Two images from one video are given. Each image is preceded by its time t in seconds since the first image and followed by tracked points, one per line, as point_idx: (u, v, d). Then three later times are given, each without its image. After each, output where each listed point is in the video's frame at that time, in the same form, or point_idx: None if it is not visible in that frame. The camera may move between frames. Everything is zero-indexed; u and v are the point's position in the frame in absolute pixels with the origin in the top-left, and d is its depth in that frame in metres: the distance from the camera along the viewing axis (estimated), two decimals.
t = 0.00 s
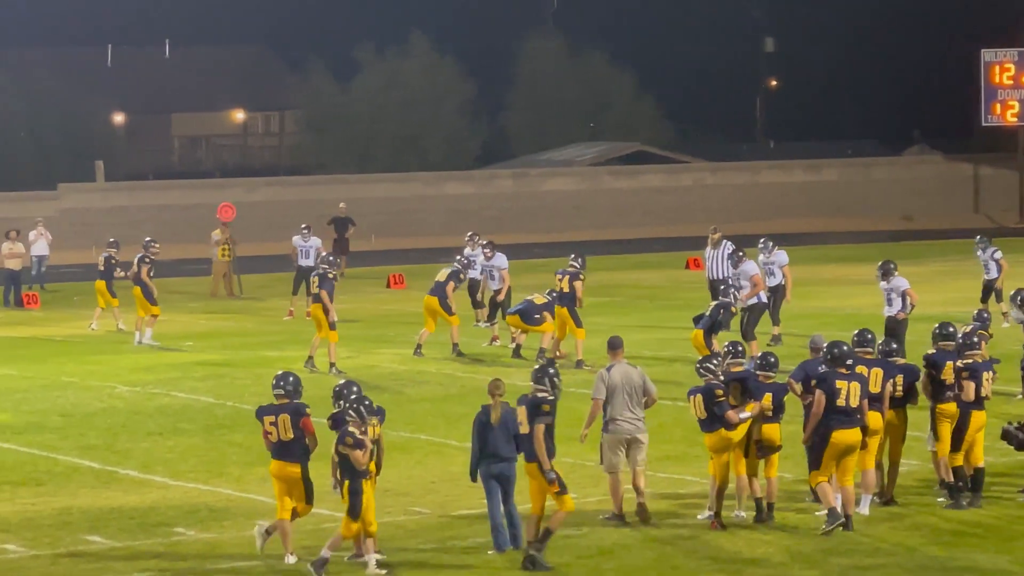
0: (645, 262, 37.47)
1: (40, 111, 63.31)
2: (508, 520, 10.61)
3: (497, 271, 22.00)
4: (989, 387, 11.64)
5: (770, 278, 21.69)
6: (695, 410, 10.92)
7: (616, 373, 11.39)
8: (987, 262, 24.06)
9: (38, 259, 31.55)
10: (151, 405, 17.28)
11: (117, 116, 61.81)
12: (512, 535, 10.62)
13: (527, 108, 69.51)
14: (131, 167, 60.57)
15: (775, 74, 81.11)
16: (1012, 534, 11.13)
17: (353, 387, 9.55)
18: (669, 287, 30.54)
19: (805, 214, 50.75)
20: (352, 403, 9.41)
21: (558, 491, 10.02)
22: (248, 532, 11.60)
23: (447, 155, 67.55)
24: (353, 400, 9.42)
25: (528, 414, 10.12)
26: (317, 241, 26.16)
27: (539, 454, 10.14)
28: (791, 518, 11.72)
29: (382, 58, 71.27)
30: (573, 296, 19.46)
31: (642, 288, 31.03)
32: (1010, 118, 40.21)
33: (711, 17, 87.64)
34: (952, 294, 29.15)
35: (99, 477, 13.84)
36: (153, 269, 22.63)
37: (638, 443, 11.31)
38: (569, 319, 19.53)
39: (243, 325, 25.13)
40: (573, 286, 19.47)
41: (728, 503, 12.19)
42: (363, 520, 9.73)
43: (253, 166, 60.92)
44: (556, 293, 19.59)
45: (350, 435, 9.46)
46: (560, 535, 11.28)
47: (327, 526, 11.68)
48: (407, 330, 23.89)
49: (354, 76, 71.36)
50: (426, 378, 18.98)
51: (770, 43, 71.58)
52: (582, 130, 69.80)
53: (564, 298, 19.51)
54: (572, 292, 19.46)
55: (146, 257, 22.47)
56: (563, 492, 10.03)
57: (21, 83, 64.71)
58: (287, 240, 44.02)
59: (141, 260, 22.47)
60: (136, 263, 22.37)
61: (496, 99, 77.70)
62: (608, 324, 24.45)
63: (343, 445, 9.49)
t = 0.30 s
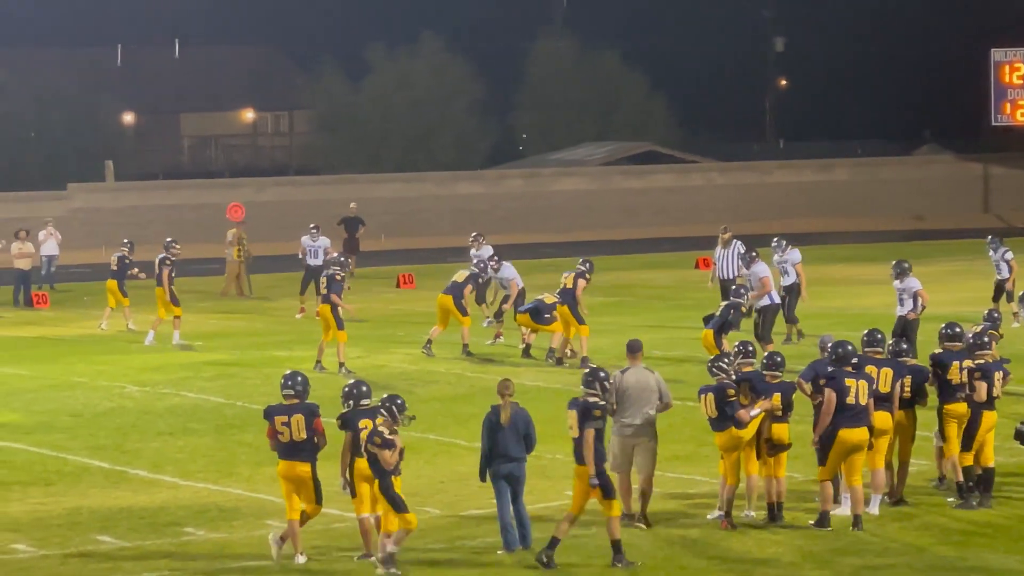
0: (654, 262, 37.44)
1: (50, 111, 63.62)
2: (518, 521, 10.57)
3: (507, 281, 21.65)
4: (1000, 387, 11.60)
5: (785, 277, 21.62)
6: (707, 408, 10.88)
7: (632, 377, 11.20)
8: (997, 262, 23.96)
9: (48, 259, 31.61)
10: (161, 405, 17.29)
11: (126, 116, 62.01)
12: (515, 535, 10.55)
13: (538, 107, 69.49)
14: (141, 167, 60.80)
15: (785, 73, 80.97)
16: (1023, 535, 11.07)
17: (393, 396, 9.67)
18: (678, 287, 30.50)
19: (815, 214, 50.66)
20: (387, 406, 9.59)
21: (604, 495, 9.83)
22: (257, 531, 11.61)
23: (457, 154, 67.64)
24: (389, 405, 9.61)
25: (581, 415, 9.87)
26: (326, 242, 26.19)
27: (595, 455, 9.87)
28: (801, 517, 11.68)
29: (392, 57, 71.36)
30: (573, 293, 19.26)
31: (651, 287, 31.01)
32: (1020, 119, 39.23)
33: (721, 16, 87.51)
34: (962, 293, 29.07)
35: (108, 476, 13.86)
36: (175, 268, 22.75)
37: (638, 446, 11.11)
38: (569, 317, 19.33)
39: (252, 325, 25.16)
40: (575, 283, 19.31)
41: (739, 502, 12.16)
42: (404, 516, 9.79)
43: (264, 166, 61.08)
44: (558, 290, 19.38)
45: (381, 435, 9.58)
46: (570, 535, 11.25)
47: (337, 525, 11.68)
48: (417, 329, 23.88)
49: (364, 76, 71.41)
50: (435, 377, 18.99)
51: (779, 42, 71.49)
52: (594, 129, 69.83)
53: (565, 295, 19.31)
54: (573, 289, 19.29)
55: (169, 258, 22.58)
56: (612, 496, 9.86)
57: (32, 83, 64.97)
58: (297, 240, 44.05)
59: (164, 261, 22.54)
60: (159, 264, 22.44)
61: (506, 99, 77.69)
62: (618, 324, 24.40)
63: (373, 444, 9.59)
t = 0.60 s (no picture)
0: (661, 262, 37.42)
1: (57, 111, 63.71)
2: (526, 520, 10.55)
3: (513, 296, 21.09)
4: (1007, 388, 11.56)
5: (797, 277, 21.52)
6: (716, 408, 10.88)
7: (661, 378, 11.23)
8: (1006, 264, 23.90)
9: (56, 258, 31.65)
10: (169, 404, 17.29)
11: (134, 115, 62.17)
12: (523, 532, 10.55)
13: (545, 107, 69.44)
14: (149, 166, 61.03)
15: (792, 73, 80.84)
16: None
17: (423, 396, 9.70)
18: (686, 286, 30.50)
19: (822, 213, 50.62)
20: (417, 407, 9.59)
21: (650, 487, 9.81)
22: (265, 531, 11.60)
23: (463, 152, 67.70)
24: (419, 405, 9.61)
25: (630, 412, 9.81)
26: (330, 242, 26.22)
27: (644, 448, 9.83)
28: (809, 516, 11.66)
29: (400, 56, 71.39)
30: (586, 294, 19.16)
31: (659, 287, 31.00)
32: None
33: (728, 16, 87.36)
34: (971, 292, 29.03)
35: (116, 475, 13.86)
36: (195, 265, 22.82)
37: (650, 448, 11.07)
38: (578, 317, 19.22)
39: (260, 324, 25.18)
40: (590, 286, 19.29)
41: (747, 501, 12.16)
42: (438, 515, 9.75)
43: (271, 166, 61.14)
44: (569, 290, 19.22)
45: (414, 436, 9.63)
46: (578, 535, 11.22)
47: (345, 524, 11.68)
48: (425, 328, 23.89)
49: (371, 76, 71.49)
50: (442, 377, 18.99)
51: (786, 42, 71.41)
52: (601, 129, 69.76)
53: (577, 294, 19.18)
54: (588, 291, 19.24)
55: (190, 256, 22.67)
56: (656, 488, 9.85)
57: (41, 83, 65.13)
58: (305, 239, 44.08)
59: (183, 259, 22.59)
60: (178, 262, 22.50)
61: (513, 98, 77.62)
62: (625, 323, 24.40)
63: (407, 445, 9.62)
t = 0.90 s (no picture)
0: (669, 260, 37.39)
1: (65, 110, 63.69)
2: (537, 517, 10.55)
3: (517, 301, 21.10)
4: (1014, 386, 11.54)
5: (808, 275, 21.46)
6: (725, 407, 10.83)
7: (649, 374, 11.11)
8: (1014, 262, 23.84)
9: (63, 256, 31.65)
10: (176, 403, 17.31)
11: (142, 113, 62.18)
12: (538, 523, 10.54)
13: (553, 104, 69.37)
14: (158, 165, 61.04)
15: (801, 72, 80.69)
16: None
17: (459, 392, 9.78)
18: (693, 284, 30.49)
19: (830, 211, 50.57)
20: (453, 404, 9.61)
21: (691, 493, 9.93)
22: (273, 529, 11.61)
23: (470, 151, 67.56)
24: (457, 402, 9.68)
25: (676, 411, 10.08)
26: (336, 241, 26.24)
27: (695, 449, 9.99)
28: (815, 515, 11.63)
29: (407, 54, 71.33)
30: (592, 293, 19.18)
31: (666, 285, 31.00)
32: None
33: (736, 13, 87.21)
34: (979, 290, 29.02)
35: (124, 474, 13.88)
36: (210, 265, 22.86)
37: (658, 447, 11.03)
38: (585, 316, 19.24)
39: (268, 323, 25.19)
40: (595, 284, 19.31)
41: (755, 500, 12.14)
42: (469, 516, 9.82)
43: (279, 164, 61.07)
44: (574, 290, 19.30)
45: (457, 431, 9.63)
46: (586, 534, 11.21)
47: (353, 523, 11.68)
48: (433, 327, 23.89)
49: (379, 75, 71.53)
50: (450, 375, 18.99)
51: (794, 40, 71.27)
52: (610, 126, 69.64)
53: (582, 294, 19.22)
54: (592, 289, 19.26)
55: (205, 256, 22.71)
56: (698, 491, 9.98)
57: (50, 83, 65.16)
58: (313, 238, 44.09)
59: (197, 260, 22.65)
60: (192, 262, 22.55)
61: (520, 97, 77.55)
62: (633, 322, 24.40)
63: (449, 440, 9.64)
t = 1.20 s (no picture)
0: (675, 258, 37.34)
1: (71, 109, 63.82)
2: (543, 515, 10.53)
3: (520, 298, 21.00)
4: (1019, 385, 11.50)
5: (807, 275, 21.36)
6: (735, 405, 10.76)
7: (648, 372, 10.96)
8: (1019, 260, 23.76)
9: (69, 255, 31.68)
10: (182, 401, 17.32)
11: (148, 113, 62.29)
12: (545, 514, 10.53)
13: (559, 104, 69.32)
14: (164, 163, 61.03)
15: (806, 70, 80.54)
16: None
17: (487, 389, 9.77)
18: (699, 283, 30.47)
19: (835, 210, 50.53)
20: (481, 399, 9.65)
21: (748, 477, 10.08)
22: (279, 528, 11.60)
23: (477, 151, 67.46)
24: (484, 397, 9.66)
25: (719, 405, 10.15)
26: (341, 240, 26.22)
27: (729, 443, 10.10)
28: (821, 513, 11.59)
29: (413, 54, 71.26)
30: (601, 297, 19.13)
31: (672, 283, 30.98)
32: None
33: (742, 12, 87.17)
34: (986, 289, 28.98)
35: (130, 472, 13.88)
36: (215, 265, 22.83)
37: (657, 446, 10.99)
38: (592, 318, 19.21)
39: (273, 321, 25.19)
40: (605, 289, 19.25)
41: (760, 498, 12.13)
42: (492, 512, 9.84)
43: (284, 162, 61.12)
44: (583, 291, 19.21)
45: (487, 428, 9.63)
46: (592, 532, 11.18)
47: (359, 521, 11.66)
48: (438, 325, 23.88)
49: (384, 74, 71.59)
50: (456, 373, 18.98)
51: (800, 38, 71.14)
52: (617, 126, 69.64)
53: (591, 297, 19.16)
54: (603, 294, 19.19)
55: (209, 256, 22.69)
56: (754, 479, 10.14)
57: (54, 84, 65.42)
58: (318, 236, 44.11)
59: (203, 259, 22.65)
60: (198, 261, 22.55)
61: (526, 95, 77.53)
62: (639, 320, 24.39)
63: (477, 437, 9.63)
